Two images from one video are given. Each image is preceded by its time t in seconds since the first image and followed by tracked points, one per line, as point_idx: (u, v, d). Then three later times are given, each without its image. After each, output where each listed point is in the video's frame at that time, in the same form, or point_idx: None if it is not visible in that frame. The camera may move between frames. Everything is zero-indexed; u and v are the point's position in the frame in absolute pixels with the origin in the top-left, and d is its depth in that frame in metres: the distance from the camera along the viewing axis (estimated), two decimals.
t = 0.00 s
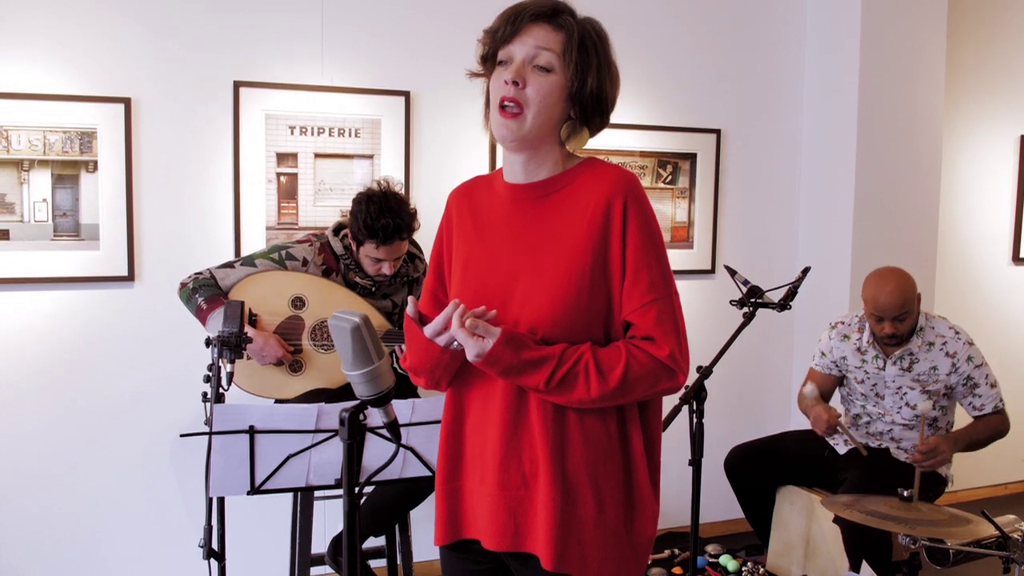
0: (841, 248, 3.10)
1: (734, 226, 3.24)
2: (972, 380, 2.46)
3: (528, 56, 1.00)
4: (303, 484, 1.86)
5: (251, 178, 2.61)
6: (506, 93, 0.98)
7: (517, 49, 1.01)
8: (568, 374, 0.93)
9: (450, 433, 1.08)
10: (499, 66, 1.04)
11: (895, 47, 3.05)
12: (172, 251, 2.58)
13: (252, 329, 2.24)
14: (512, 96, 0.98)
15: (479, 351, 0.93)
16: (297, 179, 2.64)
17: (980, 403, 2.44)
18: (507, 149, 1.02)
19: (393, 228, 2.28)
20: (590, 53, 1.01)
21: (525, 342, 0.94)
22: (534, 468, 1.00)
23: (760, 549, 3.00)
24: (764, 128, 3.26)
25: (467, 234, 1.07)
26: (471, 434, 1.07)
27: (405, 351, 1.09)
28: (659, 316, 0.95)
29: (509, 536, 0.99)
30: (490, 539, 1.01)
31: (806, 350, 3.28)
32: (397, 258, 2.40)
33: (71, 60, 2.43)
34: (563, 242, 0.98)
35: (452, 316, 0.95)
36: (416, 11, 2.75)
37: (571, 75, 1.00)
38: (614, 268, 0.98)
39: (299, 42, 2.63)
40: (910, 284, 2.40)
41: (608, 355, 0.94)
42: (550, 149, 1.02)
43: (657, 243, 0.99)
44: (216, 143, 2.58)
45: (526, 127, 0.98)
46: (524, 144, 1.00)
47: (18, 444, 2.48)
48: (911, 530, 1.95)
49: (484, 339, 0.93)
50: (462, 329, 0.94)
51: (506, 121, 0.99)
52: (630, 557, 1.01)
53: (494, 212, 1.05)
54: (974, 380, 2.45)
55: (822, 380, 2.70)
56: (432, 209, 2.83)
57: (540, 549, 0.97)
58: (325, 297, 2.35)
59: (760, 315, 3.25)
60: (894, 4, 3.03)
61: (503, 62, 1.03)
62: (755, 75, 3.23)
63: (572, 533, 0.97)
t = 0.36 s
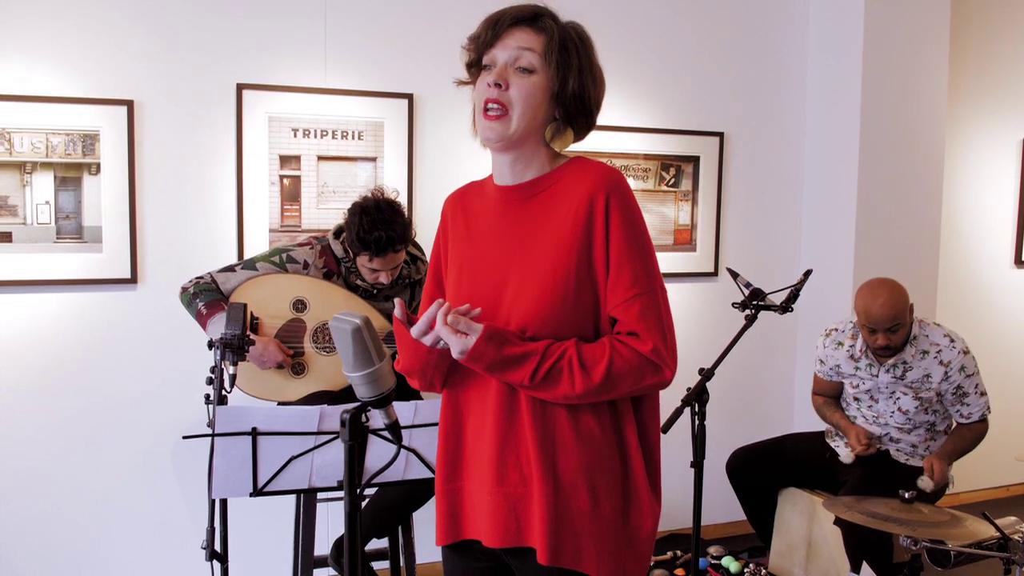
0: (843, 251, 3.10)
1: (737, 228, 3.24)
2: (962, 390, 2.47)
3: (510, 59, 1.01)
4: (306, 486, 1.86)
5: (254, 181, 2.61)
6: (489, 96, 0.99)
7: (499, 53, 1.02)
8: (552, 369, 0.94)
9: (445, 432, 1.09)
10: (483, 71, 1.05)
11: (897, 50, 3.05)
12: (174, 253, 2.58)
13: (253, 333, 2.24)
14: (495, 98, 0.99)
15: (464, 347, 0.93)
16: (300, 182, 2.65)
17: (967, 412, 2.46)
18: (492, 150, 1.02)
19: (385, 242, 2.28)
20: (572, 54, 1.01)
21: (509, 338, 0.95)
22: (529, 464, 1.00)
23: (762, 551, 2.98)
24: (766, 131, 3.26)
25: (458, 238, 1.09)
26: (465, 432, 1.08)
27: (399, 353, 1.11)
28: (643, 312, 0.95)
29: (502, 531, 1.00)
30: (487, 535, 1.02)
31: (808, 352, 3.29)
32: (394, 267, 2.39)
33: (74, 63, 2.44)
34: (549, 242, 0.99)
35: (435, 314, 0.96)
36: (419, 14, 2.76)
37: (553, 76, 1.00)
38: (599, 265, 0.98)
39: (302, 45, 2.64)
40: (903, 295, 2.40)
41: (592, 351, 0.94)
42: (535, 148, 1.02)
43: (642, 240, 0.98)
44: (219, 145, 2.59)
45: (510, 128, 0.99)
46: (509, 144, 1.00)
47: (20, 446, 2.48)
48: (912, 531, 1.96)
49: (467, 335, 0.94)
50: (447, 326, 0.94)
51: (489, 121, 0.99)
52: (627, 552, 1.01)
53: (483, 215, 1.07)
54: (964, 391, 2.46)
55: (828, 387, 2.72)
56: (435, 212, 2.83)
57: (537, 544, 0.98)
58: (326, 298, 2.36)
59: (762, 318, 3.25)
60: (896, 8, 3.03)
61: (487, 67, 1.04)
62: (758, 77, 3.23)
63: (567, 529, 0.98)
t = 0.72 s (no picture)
0: (844, 251, 3.10)
1: (737, 228, 3.24)
2: (963, 386, 2.47)
3: (503, 60, 1.01)
4: (307, 486, 1.87)
5: (256, 180, 2.61)
6: (480, 95, 1.00)
7: (492, 53, 1.02)
8: (541, 365, 0.93)
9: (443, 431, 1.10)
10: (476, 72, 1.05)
11: (898, 50, 3.05)
12: (175, 252, 2.58)
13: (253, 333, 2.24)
14: (486, 98, 0.99)
15: (455, 335, 0.93)
16: (301, 181, 2.65)
17: (968, 409, 2.47)
18: (484, 151, 1.02)
19: (379, 241, 2.27)
20: (565, 59, 1.02)
21: (501, 330, 0.95)
22: (527, 462, 1.01)
23: (763, 550, 2.98)
24: (767, 131, 3.26)
25: (452, 238, 1.09)
26: (463, 431, 1.08)
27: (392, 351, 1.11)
28: (631, 314, 0.95)
29: (502, 528, 1.00)
30: (488, 533, 1.02)
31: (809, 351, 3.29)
32: (393, 267, 2.40)
33: (75, 62, 2.44)
34: (541, 244, 1.00)
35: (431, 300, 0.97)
36: (420, 14, 2.76)
37: (546, 78, 1.01)
38: (588, 268, 0.98)
39: (304, 44, 2.64)
40: (908, 295, 2.40)
41: (583, 349, 0.94)
42: (526, 150, 1.02)
43: (634, 242, 0.99)
44: (220, 145, 2.59)
45: (500, 127, 0.99)
46: (499, 144, 1.00)
47: (20, 445, 2.48)
48: (912, 531, 1.96)
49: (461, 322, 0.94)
50: (439, 315, 0.95)
51: (480, 120, 0.99)
52: (627, 552, 1.01)
53: (476, 216, 1.08)
54: (965, 387, 2.47)
55: (827, 394, 2.64)
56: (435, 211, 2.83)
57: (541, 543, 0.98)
58: (324, 297, 2.36)
59: (763, 317, 3.25)
60: (897, 7, 3.03)
61: (479, 68, 1.04)
62: (758, 77, 3.23)
63: (568, 526, 0.98)
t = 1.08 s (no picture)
0: (841, 252, 3.11)
1: (735, 229, 3.25)
2: (961, 394, 2.48)
3: (502, 61, 1.01)
4: (304, 486, 1.87)
5: (254, 181, 2.61)
6: (480, 97, 0.99)
7: (492, 53, 1.02)
8: (534, 363, 0.94)
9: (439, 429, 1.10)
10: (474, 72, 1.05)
11: (896, 52, 3.06)
12: (174, 253, 2.58)
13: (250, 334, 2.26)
14: (485, 99, 0.99)
15: (447, 330, 0.94)
16: (300, 182, 2.65)
17: (965, 416, 2.48)
18: (483, 152, 1.02)
19: (376, 234, 2.28)
20: (564, 59, 1.02)
21: (496, 327, 0.95)
22: (523, 460, 1.01)
23: (761, 551, 2.98)
24: (765, 132, 3.27)
25: (448, 236, 1.10)
26: (458, 429, 1.09)
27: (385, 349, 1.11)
28: (625, 315, 0.95)
29: (498, 526, 1.01)
30: (485, 531, 1.02)
31: (806, 352, 3.29)
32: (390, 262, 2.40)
33: (73, 62, 2.44)
34: (537, 243, 1.00)
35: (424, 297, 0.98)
36: (418, 15, 2.76)
37: (545, 79, 1.01)
38: (583, 268, 0.99)
39: (302, 45, 2.64)
40: (906, 306, 2.39)
41: (575, 348, 0.94)
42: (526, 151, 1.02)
43: (630, 243, 0.99)
44: (219, 145, 2.59)
45: (500, 129, 0.99)
46: (500, 147, 1.00)
47: (17, 445, 2.48)
48: (908, 532, 1.96)
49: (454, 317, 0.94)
50: (432, 308, 0.97)
51: (480, 122, 0.99)
52: (624, 551, 1.01)
53: (472, 215, 1.08)
54: (963, 395, 2.47)
55: (823, 399, 2.63)
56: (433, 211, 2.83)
57: (538, 541, 0.99)
58: (322, 297, 2.35)
59: (760, 318, 3.26)
60: (895, 8, 3.04)
61: (478, 68, 1.04)
62: (756, 78, 3.24)
63: (566, 525, 0.99)
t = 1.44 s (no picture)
0: (837, 255, 3.11)
1: (731, 232, 3.25)
2: (957, 395, 2.48)
3: (504, 62, 1.00)
4: (298, 489, 1.87)
5: (249, 182, 2.61)
6: (482, 100, 0.99)
7: (494, 55, 1.01)
8: (524, 361, 0.94)
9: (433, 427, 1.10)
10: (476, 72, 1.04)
11: (892, 56, 3.06)
12: (169, 254, 2.58)
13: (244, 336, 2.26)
14: (489, 102, 0.99)
15: (438, 324, 0.94)
16: (296, 184, 2.64)
17: (961, 416, 2.47)
18: (485, 152, 1.03)
19: (399, 221, 2.33)
20: (567, 60, 1.02)
21: (486, 324, 0.95)
22: (513, 459, 1.01)
23: (756, 554, 2.98)
24: (762, 135, 3.27)
25: (447, 233, 1.10)
26: (451, 427, 1.09)
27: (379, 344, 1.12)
28: (618, 314, 0.95)
29: (487, 524, 1.01)
30: (474, 529, 1.02)
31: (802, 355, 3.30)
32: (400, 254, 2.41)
33: (69, 63, 2.43)
34: (532, 242, 1.00)
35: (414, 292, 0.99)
36: (415, 16, 2.76)
37: (547, 81, 1.01)
38: (578, 268, 0.98)
39: (299, 46, 2.64)
40: (899, 307, 2.41)
41: (567, 347, 0.94)
42: (528, 152, 1.03)
43: (625, 243, 0.99)
44: (215, 147, 2.59)
45: (503, 131, 0.99)
46: (503, 148, 1.01)
47: (11, 446, 2.48)
48: (902, 535, 1.96)
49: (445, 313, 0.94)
50: (423, 303, 0.96)
51: (483, 124, 1.00)
52: (613, 554, 1.01)
53: (470, 213, 1.09)
54: (958, 396, 2.47)
55: (816, 401, 2.65)
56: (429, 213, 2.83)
57: (525, 540, 0.99)
58: (318, 301, 2.36)
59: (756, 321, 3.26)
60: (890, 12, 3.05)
61: (480, 68, 1.03)
62: (752, 82, 3.24)
63: (555, 524, 0.99)
